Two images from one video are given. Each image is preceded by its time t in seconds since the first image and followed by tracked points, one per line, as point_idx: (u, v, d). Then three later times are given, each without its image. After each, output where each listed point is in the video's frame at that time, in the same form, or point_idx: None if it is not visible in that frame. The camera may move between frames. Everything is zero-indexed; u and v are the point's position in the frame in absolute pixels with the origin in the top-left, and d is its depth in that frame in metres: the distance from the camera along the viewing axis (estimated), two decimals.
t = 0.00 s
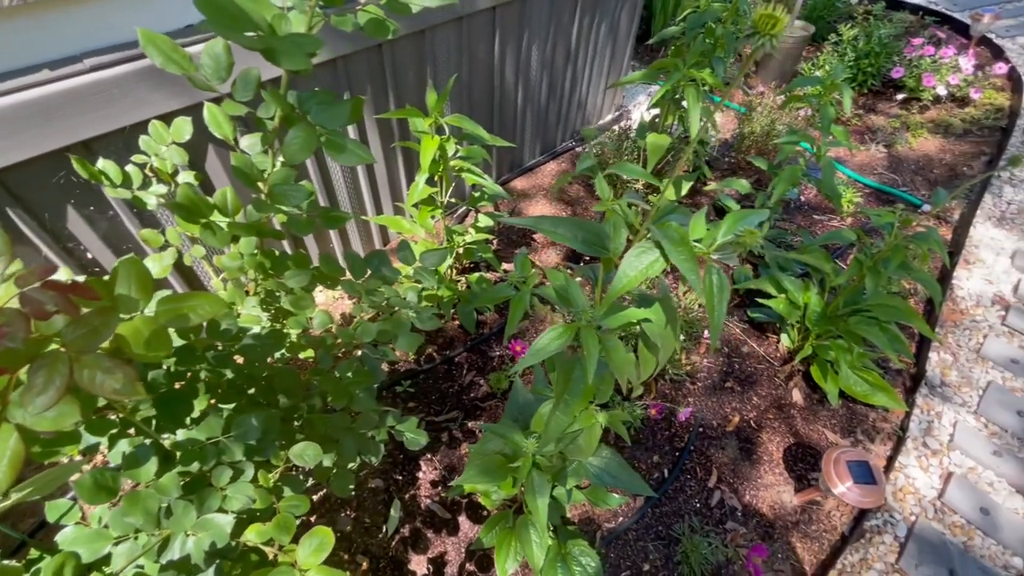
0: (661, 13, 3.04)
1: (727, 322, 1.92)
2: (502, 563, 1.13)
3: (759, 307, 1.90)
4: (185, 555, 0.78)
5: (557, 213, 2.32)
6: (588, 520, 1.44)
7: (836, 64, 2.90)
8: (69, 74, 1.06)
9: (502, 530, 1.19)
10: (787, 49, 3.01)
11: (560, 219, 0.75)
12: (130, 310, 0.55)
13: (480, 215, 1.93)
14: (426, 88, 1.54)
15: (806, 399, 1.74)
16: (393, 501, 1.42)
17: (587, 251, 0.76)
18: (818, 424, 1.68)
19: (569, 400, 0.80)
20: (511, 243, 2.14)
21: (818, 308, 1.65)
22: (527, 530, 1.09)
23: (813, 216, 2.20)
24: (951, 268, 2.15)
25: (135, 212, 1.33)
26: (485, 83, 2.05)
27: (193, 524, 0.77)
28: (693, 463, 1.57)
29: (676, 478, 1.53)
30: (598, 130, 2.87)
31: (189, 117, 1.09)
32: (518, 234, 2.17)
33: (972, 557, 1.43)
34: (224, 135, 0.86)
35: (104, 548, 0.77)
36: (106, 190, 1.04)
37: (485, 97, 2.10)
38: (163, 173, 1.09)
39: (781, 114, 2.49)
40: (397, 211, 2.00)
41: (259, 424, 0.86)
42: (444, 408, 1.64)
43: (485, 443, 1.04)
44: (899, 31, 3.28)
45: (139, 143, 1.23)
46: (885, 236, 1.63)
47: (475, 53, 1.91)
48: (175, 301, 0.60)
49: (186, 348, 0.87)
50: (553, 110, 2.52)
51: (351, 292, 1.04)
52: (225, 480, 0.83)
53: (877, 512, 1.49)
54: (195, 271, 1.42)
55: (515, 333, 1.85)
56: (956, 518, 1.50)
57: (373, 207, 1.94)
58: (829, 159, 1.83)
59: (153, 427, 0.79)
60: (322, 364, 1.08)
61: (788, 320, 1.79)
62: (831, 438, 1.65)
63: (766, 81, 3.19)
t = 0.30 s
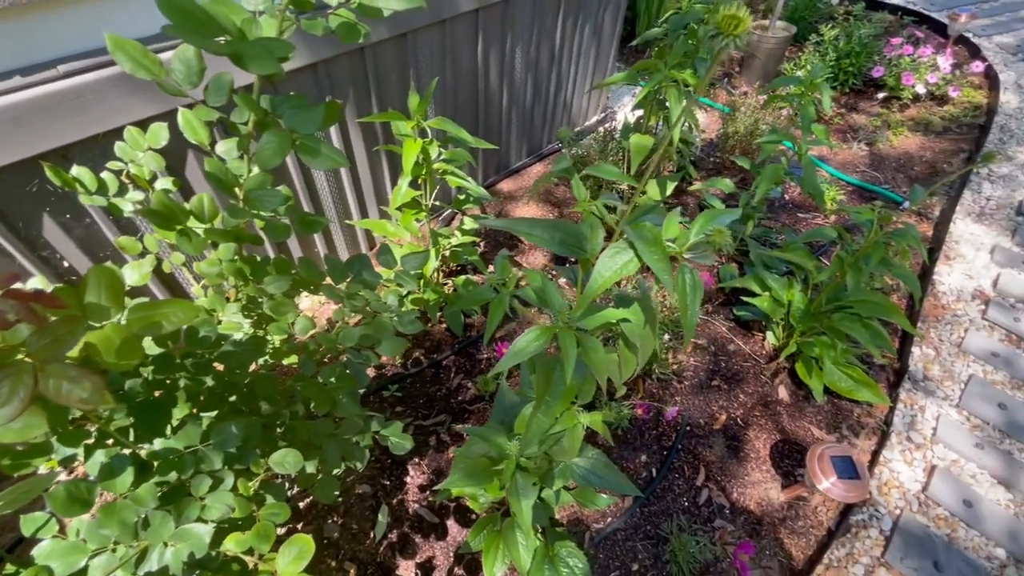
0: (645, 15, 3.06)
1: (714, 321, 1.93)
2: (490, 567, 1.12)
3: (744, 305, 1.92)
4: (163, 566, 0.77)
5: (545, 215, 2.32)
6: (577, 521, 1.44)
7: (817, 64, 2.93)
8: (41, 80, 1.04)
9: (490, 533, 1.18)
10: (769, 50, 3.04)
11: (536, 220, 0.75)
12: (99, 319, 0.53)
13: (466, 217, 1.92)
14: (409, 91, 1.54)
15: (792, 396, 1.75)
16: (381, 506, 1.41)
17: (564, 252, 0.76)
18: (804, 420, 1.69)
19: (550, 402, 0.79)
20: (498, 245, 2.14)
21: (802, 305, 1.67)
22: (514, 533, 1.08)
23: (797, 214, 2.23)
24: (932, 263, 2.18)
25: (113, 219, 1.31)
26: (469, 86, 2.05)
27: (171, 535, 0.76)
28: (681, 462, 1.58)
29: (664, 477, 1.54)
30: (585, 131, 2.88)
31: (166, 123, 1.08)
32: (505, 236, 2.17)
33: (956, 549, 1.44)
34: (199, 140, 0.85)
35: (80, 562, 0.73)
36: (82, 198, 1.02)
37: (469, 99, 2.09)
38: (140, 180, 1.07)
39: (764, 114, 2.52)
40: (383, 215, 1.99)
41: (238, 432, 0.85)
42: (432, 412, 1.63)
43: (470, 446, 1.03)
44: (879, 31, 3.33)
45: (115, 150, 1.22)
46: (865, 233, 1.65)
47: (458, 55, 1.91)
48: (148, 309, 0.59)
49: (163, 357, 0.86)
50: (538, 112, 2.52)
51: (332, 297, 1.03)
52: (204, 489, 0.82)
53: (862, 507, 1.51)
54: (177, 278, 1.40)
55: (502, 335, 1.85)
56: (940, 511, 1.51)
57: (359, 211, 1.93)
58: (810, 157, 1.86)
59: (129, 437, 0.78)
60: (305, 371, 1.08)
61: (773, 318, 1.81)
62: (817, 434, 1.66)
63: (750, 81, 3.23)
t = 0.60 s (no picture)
0: (627, 18, 3.09)
1: (698, 321, 1.94)
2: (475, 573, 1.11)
3: (727, 305, 1.93)
4: None
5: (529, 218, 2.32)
6: (565, 523, 1.43)
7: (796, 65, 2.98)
8: (10, 89, 1.03)
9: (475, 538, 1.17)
10: (749, 52, 3.08)
11: (510, 224, 0.76)
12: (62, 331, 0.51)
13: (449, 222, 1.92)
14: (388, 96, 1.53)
15: (776, 394, 1.77)
16: (366, 514, 1.40)
17: (538, 254, 0.77)
18: (788, 418, 1.70)
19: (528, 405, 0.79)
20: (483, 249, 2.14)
21: (783, 303, 1.68)
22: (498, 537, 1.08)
23: (778, 213, 2.25)
24: (911, 259, 2.22)
25: (88, 229, 1.30)
26: (451, 90, 2.05)
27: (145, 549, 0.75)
28: (668, 462, 1.58)
29: (651, 477, 1.54)
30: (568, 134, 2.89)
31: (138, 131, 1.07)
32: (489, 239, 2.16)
33: (938, 541, 1.46)
34: (171, 148, 0.84)
35: None
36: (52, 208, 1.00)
37: (451, 103, 2.09)
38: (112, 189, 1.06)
39: (744, 115, 2.55)
40: (366, 220, 1.98)
41: (213, 442, 0.84)
42: (417, 417, 1.62)
43: (452, 451, 1.03)
44: (855, 32, 3.38)
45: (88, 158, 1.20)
46: (843, 231, 1.68)
47: (438, 60, 1.91)
48: (113, 319, 0.56)
49: (136, 368, 0.85)
50: (522, 115, 2.52)
51: (310, 305, 1.02)
52: (179, 502, 0.80)
53: (846, 502, 1.52)
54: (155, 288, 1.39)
55: (488, 339, 1.84)
56: (922, 504, 1.53)
57: (341, 216, 1.92)
58: (789, 157, 1.88)
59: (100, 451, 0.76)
60: (284, 379, 1.07)
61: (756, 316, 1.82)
62: (801, 431, 1.67)
63: (731, 83, 3.27)
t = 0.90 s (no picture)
0: (613, 22, 3.11)
1: (686, 322, 1.95)
2: None
3: (714, 306, 1.94)
4: None
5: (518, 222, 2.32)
6: (555, 527, 1.43)
7: (780, 68, 3.01)
8: None
9: (465, 544, 1.17)
10: (735, 55, 3.11)
11: (490, 229, 0.76)
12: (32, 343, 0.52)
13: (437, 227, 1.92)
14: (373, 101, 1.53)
15: (764, 394, 1.77)
16: (355, 522, 1.39)
17: (519, 260, 0.77)
18: (777, 418, 1.71)
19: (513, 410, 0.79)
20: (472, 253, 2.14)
21: (770, 304, 1.70)
22: (487, 543, 1.07)
23: (765, 214, 2.28)
24: (896, 258, 2.24)
25: (70, 239, 1.29)
26: (437, 95, 2.05)
27: (125, 564, 0.73)
28: (657, 464, 1.59)
29: (641, 479, 1.55)
30: (557, 138, 2.89)
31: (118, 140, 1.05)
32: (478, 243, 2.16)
33: (925, 538, 1.47)
34: (149, 157, 0.84)
35: None
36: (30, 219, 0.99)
37: (438, 109, 2.09)
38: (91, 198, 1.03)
39: (730, 117, 2.57)
40: (353, 226, 1.98)
41: (194, 453, 0.83)
42: (406, 424, 1.61)
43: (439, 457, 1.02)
44: (838, 35, 3.43)
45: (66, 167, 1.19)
46: (827, 231, 1.70)
47: (424, 65, 1.91)
48: (87, 333, 0.56)
49: (116, 379, 0.84)
50: (509, 119, 2.53)
51: (293, 312, 1.02)
52: (160, 515, 0.79)
53: (834, 500, 1.53)
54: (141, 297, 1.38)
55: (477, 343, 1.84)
56: (909, 501, 1.55)
57: (329, 222, 1.92)
58: (773, 158, 1.90)
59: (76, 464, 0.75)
60: (269, 388, 1.06)
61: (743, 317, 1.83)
62: (789, 431, 1.68)
63: (718, 86, 3.30)
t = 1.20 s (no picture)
0: (598, 28, 3.13)
1: (673, 325, 1.96)
2: None
3: (700, 309, 1.95)
4: None
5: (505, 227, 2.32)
6: (543, 534, 1.43)
7: (763, 72, 3.05)
8: None
9: (451, 554, 1.16)
10: (718, 59, 3.15)
11: (467, 237, 0.76)
12: None
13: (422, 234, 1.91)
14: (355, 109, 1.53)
15: (751, 396, 1.78)
16: (342, 533, 1.38)
17: (495, 268, 0.77)
18: (763, 419, 1.72)
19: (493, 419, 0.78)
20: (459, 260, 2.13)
21: (754, 306, 1.71)
22: (472, 552, 1.06)
23: (749, 216, 2.30)
24: (879, 259, 2.27)
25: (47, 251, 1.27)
26: (422, 101, 2.05)
27: None
28: (645, 468, 1.59)
29: (629, 484, 1.55)
30: (543, 143, 2.90)
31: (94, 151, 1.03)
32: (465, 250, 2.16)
33: (910, 536, 1.48)
34: (122, 168, 0.83)
35: None
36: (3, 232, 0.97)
37: (423, 116, 2.09)
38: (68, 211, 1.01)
39: (714, 121, 2.60)
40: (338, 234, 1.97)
41: (170, 468, 0.81)
42: (394, 432, 1.60)
43: (423, 466, 1.01)
44: (819, 40, 3.48)
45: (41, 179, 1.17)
46: (809, 234, 1.71)
47: (408, 72, 1.91)
48: (53, 350, 0.56)
49: (90, 394, 0.83)
50: (495, 126, 2.53)
51: (273, 323, 1.01)
52: (135, 532, 0.78)
53: (821, 501, 1.54)
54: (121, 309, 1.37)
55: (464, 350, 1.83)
56: (895, 500, 1.56)
57: (313, 230, 1.91)
58: (755, 162, 1.92)
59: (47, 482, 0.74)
60: (250, 399, 1.05)
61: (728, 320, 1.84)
62: (775, 432, 1.69)
63: (702, 90, 3.33)
